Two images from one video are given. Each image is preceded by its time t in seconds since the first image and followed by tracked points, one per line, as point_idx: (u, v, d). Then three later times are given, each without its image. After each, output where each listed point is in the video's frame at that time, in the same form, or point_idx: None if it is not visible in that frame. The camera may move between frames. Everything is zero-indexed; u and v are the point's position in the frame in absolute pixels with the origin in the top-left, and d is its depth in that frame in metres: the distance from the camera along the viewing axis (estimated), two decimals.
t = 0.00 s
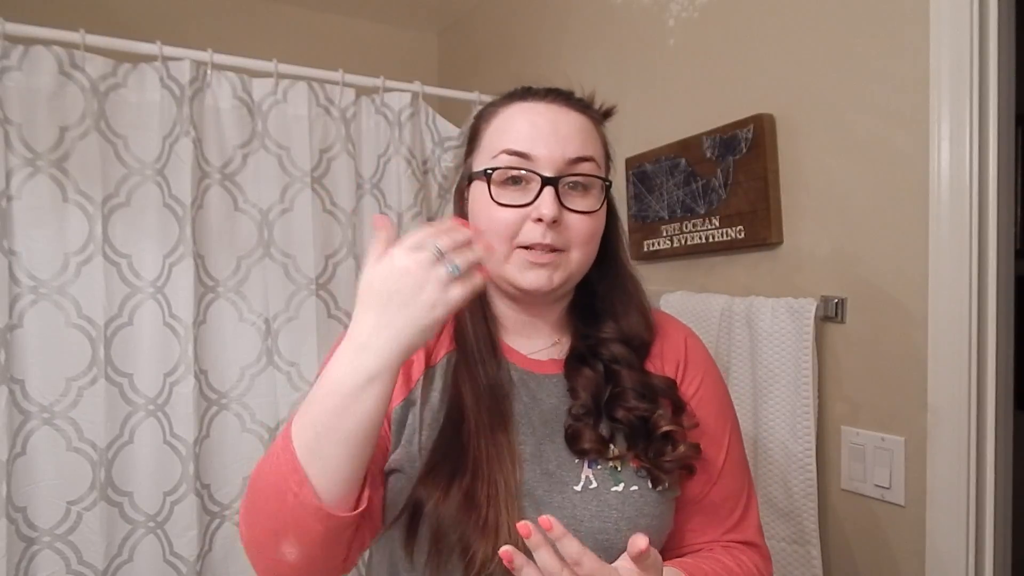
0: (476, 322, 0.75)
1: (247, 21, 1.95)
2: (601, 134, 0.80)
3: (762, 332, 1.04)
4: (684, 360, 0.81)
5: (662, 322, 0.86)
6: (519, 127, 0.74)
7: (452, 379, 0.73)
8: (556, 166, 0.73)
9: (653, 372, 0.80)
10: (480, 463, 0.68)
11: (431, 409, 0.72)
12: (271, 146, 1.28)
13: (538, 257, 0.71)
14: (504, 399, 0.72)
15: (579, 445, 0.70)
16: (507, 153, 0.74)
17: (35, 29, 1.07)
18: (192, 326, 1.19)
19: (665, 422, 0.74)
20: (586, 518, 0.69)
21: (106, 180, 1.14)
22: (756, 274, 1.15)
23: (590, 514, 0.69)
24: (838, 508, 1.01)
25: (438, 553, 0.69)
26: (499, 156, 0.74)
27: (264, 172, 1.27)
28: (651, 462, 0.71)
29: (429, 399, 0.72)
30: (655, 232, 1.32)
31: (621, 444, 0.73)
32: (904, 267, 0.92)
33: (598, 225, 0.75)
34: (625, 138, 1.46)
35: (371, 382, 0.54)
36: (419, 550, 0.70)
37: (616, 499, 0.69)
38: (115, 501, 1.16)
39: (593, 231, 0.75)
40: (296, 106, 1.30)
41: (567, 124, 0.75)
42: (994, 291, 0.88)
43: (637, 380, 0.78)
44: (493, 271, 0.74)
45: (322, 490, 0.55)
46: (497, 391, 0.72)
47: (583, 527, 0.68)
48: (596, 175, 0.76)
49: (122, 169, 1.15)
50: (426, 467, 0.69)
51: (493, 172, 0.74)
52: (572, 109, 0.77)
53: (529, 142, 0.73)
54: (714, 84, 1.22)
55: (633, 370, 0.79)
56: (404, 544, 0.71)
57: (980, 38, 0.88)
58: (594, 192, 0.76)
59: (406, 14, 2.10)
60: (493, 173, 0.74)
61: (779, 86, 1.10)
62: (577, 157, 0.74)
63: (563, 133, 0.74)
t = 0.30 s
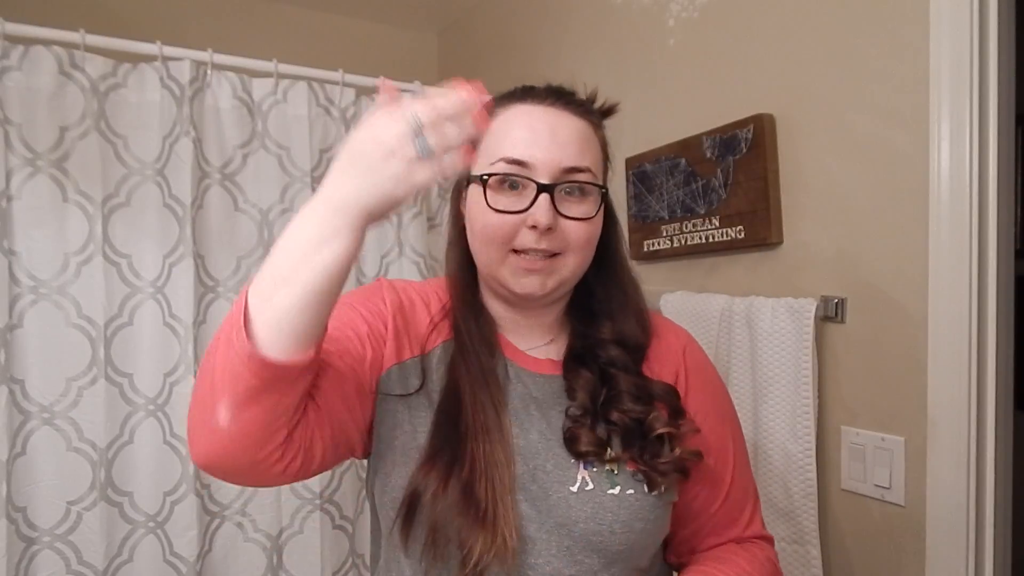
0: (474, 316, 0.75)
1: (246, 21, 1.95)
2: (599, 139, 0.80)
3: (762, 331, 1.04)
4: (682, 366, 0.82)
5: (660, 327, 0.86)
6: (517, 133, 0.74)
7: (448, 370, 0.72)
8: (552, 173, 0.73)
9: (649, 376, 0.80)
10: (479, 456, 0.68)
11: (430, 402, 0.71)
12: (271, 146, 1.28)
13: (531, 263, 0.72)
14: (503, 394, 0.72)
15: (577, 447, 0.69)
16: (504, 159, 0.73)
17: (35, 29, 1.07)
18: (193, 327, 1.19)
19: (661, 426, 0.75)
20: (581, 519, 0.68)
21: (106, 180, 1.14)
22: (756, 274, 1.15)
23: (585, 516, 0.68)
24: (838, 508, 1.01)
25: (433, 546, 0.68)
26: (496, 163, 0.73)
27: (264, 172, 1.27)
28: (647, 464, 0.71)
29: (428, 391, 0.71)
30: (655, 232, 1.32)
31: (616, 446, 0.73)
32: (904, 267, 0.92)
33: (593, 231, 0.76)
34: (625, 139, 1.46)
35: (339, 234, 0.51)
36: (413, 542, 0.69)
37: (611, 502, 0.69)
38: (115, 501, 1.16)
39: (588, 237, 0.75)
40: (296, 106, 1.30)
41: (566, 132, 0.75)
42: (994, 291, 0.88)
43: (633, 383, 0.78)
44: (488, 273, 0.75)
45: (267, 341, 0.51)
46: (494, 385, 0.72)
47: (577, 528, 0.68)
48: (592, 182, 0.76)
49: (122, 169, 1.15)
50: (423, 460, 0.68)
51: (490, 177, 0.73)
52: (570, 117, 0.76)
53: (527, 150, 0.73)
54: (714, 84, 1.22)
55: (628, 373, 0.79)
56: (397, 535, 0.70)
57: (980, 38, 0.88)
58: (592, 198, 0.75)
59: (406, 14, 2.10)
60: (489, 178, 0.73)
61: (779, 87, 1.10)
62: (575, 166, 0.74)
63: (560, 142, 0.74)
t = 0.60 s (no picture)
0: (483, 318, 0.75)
1: (246, 21, 1.95)
2: (603, 135, 0.80)
3: (762, 331, 1.04)
4: (692, 370, 0.83)
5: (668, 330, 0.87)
6: (515, 130, 0.75)
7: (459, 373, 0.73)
8: (551, 168, 0.74)
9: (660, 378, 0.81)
10: (489, 459, 0.69)
11: (437, 405, 0.71)
12: (271, 146, 1.28)
13: (534, 259, 0.72)
14: (512, 396, 0.72)
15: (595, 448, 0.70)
16: (503, 156, 0.74)
17: (35, 29, 1.07)
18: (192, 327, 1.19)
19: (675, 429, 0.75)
20: (597, 519, 0.69)
21: (106, 180, 1.14)
22: (757, 275, 1.14)
23: (600, 516, 0.69)
24: (838, 508, 1.01)
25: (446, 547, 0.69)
26: (497, 159, 0.75)
27: (264, 172, 1.27)
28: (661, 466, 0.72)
29: (435, 395, 0.72)
30: (656, 232, 1.32)
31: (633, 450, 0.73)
32: (904, 267, 0.92)
33: (595, 226, 0.75)
34: (625, 139, 1.46)
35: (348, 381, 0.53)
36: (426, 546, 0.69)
37: (626, 502, 0.70)
38: (115, 501, 1.16)
39: (590, 233, 0.74)
40: (296, 106, 1.30)
41: (564, 127, 0.75)
42: (994, 291, 0.88)
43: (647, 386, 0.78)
44: (493, 273, 0.74)
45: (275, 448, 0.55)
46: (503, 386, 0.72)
47: (591, 528, 0.69)
48: (593, 176, 0.76)
49: (122, 169, 1.15)
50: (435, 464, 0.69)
51: (490, 175, 0.75)
52: (569, 111, 0.77)
53: (525, 145, 0.74)
54: (714, 84, 1.22)
55: (641, 374, 0.80)
56: (406, 537, 0.71)
57: (980, 37, 0.88)
58: (592, 194, 0.76)
59: (406, 14, 2.10)
60: (490, 175, 0.74)
61: (779, 86, 1.10)
62: (574, 160, 0.75)
63: (558, 136, 0.74)
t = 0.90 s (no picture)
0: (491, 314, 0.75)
1: (247, 22, 1.95)
2: (611, 141, 0.80)
3: (762, 331, 1.04)
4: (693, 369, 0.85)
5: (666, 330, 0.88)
6: (526, 135, 0.75)
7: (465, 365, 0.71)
8: (560, 174, 0.74)
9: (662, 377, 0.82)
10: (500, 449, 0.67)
11: (450, 392, 0.70)
12: (270, 146, 1.28)
13: (544, 264, 0.72)
14: (521, 387, 0.72)
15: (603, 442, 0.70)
16: (514, 162, 0.74)
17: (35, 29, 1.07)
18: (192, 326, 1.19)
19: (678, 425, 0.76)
20: (604, 512, 0.68)
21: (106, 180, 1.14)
22: (757, 275, 1.14)
23: (607, 508, 0.68)
24: (838, 509, 1.01)
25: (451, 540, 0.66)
26: (506, 165, 0.75)
27: (264, 172, 1.27)
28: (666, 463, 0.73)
29: (448, 381, 0.70)
30: (655, 232, 1.32)
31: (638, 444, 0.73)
32: (905, 267, 0.92)
33: (603, 230, 0.76)
34: (625, 139, 1.46)
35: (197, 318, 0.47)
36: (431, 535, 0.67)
37: (633, 495, 0.70)
38: (115, 501, 1.16)
39: (598, 237, 0.75)
40: (296, 106, 1.30)
41: (575, 134, 0.75)
42: (994, 290, 0.88)
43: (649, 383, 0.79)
44: (504, 276, 0.74)
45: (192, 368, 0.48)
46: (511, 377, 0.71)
47: (599, 520, 0.68)
48: (603, 184, 0.76)
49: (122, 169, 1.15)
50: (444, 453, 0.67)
51: (500, 180, 0.75)
52: (580, 117, 0.76)
53: (535, 151, 0.74)
54: (715, 84, 1.22)
55: (643, 372, 0.81)
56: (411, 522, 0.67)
57: (979, 37, 0.88)
58: (601, 199, 0.76)
59: (406, 14, 2.10)
60: (499, 181, 0.75)
61: (779, 86, 1.10)
62: (583, 166, 0.75)
63: (568, 142, 0.74)
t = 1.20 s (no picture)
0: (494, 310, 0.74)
1: (247, 21, 1.95)
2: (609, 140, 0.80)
3: (762, 332, 1.04)
4: (697, 373, 0.86)
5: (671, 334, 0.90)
6: (518, 138, 0.75)
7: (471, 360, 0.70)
8: (550, 176, 0.73)
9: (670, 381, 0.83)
10: (511, 449, 0.67)
11: (460, 394, 0.68)
12: (270, 146, 1.28)
13: (535, 265, 0.72)
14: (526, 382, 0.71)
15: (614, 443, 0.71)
16: (505, 164, 0.75)
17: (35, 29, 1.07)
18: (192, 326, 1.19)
19: (687, 426, 0.78)
20: (610, 512, 0.69)
21: (106, 180, 1.14)
22: (757, 275, 1.14)
23: (613, 509, 0.69)
24: (838, 508, 1.01)
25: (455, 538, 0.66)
26: (497, 167, 0.75)
27: (264, 172, 1.27)
28: (675, 462, 0.74)
29: (457, 383, 0.68)
30: (656, 233, 1.32)
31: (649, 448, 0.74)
32: (905, 268, 0.92)
33: (596, 232, 0.75)
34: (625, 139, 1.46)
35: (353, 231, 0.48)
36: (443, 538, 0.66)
37: (638, 496, 0.70)
38: (115, 501, 1.16)
39: (591, 239, 0.74)
40: (296, 106, 1.30)
41: (568, 134, 0.75)
42: (994, 291, 0.88)
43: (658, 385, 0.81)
44: (496, 277, 0.75)
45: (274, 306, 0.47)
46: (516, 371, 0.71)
47: (606, 520, 0.68)
48: (596, 184, 0.76)
49: (122, 169, 1.15)
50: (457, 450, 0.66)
51: (491, 183, 0.75)
52: (573, 118, 0.76)
53: (526, 152, 0.74)
54: (714, 84, 1.22)
55: (652, 376, 0.82)
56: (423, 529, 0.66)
57: (980, 37, 0.88)
58: (593, 200, 0.75)
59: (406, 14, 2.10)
60: (491, 184, 0.75)
61: (780, 86, 1.10)
62: (573, 166, 0.74)
63: (559, 143, 0.74)
